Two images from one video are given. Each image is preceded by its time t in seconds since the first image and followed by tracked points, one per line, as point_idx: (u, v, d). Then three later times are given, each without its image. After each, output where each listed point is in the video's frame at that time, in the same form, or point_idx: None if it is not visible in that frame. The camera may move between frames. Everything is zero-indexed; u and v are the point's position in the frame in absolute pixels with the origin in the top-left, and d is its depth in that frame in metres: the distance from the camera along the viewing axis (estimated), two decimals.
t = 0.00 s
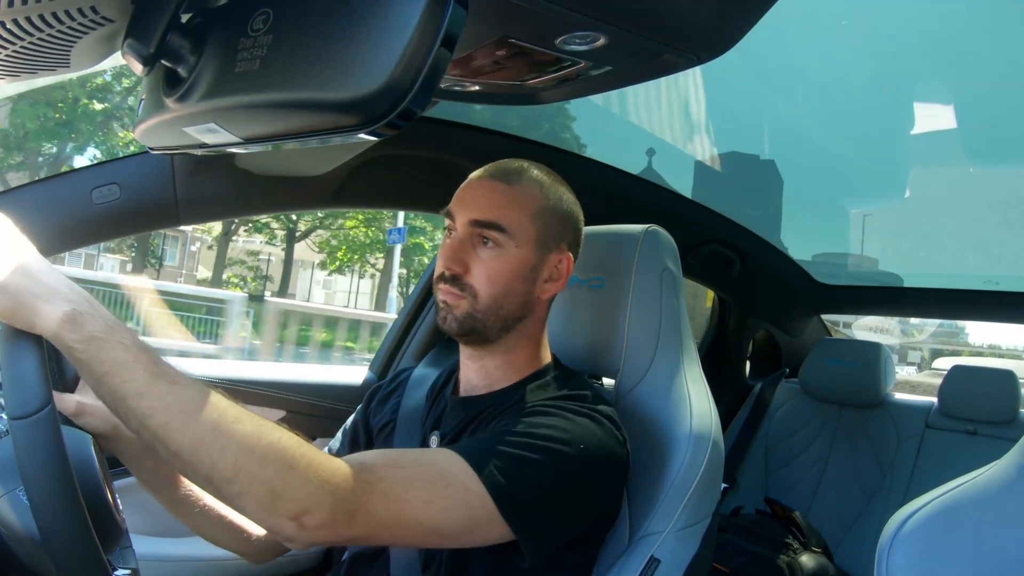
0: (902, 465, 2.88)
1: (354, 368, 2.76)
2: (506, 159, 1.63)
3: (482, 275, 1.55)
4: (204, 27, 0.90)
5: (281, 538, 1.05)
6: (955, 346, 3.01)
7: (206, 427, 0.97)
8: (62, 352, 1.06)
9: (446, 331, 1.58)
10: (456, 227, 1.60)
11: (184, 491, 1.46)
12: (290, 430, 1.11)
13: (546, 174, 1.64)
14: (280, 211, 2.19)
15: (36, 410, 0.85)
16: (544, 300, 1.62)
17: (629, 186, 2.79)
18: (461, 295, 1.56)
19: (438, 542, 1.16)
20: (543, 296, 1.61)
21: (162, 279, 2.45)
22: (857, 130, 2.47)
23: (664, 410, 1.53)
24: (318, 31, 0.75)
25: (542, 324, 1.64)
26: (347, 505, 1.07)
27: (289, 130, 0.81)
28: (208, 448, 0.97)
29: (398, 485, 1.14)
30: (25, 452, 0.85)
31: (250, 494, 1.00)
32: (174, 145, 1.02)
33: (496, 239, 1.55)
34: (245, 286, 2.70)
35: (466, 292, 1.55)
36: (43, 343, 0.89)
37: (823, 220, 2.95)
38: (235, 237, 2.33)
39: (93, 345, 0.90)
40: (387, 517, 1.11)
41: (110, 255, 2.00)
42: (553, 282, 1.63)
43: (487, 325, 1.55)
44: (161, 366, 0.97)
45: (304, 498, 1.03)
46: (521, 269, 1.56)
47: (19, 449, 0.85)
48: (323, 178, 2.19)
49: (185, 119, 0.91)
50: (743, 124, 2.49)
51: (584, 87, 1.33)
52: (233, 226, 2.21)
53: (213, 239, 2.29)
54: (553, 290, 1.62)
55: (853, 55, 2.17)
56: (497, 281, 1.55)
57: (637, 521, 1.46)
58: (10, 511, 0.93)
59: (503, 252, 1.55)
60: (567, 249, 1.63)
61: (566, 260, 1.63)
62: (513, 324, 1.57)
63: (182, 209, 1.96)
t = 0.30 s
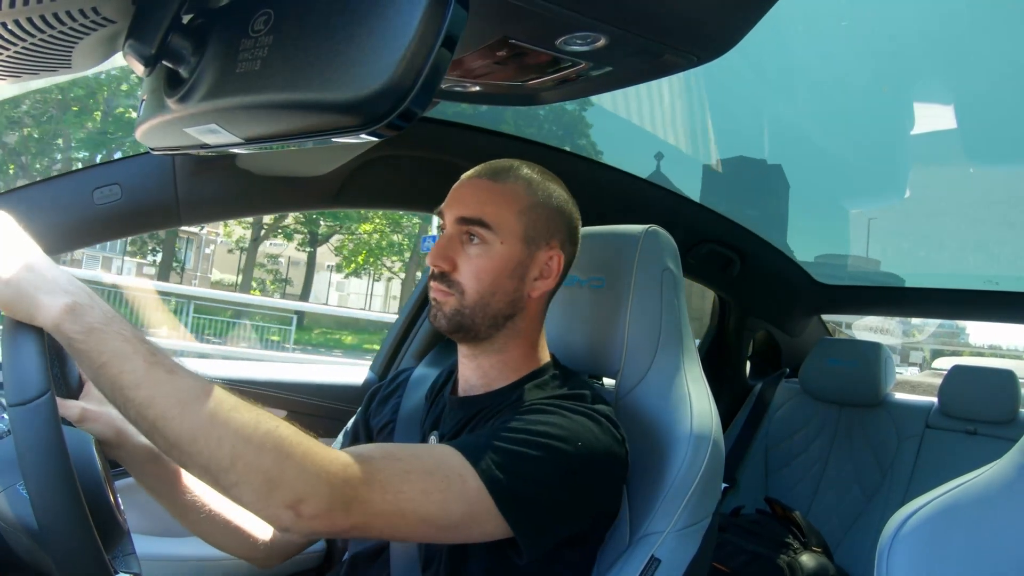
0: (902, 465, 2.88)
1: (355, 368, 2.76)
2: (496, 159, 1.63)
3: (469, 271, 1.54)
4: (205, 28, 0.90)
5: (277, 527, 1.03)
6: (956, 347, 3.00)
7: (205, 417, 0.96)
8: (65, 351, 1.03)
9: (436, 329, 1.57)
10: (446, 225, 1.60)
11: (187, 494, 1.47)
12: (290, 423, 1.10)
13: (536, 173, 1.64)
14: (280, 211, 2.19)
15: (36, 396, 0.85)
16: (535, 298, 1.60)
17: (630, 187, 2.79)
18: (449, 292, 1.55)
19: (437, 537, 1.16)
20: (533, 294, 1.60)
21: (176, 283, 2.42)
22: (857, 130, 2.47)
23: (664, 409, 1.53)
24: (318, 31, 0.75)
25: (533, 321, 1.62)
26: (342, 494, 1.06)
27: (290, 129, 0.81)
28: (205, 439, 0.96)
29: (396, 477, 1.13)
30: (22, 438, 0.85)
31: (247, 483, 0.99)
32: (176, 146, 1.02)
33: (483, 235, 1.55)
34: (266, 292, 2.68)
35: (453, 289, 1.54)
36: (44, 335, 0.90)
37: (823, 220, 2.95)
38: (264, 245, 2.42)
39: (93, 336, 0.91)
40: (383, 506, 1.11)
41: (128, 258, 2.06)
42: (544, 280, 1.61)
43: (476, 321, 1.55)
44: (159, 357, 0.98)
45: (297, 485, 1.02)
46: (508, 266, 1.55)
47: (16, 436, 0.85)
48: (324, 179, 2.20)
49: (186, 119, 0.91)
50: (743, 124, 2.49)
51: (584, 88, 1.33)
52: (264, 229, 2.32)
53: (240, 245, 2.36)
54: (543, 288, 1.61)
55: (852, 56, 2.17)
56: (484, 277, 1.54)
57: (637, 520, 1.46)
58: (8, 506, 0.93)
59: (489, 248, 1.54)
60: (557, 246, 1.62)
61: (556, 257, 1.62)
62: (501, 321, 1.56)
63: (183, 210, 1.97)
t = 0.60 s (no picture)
0: (903, 465, 2.88)
1: (357, 368, 2.76)
2: (494, 160, 1.64)
3: (466, 271, 1.54)
4: (207, 28, 0.90)
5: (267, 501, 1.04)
6: (956, 347, 3.00)
7: (201, 390, 0.98)
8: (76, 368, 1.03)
9: (435, 329, 1.57)
10: (444, 226, 1.61)
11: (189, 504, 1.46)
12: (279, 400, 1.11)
13: (533, 173, 1.64)
14: (281, 211, 2.19)
15: (30, 352, 0.85)
16: (533, 298, 1.60)
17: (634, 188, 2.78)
18: (446, 291, 1.55)
19: (427, 523, 1.17)
20: (531, 293, 1.60)
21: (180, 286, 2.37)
22: (858, 130, 2.47)
23: (665, 409, 1.53)
24: (320, 32, 0.75)
25: (531, 321, 1.62)
26: (333, 469, 1.08)
27: (291, 130, 0.81)
28: (199, 408, 0.97)
29: (383, 454, 1.14)
30: (15, 394, 0.84)
31: (238, 453, 1.00)
32: (179, 145, 1.02)
33: (480, 235, 1.55)
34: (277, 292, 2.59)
35: (451, 288, 1.55)
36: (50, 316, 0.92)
37: (824, 220, 2.95)
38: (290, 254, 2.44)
39: (98, 318, 0.93)
40: (371, 486, 1.11)
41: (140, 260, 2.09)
42: (542, 280, 1.61)
43: (473, 321, 1.55)
44: (159, 339, 0.99)
45: (286, 457, 1.03)
46: (505, 265, 1.55)
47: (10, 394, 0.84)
48: (326, 179, 2.20)
49: (188, 120, 0.91)
50: (743, 124, 2.49)
51: (585, 89, 1.33)
52: (290, 231, 2.37)
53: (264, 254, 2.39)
54: (541, 287, 1.60)
55: (851, 57, 2.18)
56: (481, 276, 1.54)
57: (638, 519, 1.46)
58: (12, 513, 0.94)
59: (485, 248, 1.54)
60: (554, 246, 1.62)
61: (554, 257, 1.61)
62: (499, 320, 1.56)
63: (185, 210, 1.97)
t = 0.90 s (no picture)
0: (903, 466, 2.88)
1: (359, 370, 2.77)
2: (494, 160, 1.64)
3: (465, 271, 1.54)
4: (209, 29, 0.90)
5: (267, 502, 1.04)
6: (956, 348, 3.00)
7: (200, 389, 0.98)
8: (78, 368, 1.02)
9: (435, 329, 1.58)
10: (444, 226, 1.61)
11: (190, 506, 1.47)
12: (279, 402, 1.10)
13: (532, 173, 1.64)
14: (283, 212, 2.19)
15: (33, 350, 0.86)
16: (532, 298, 1.60)
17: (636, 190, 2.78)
18: (446, 292, 1.55)
19: (425, 524, 1.17)
20: (530, 293, 1.60)
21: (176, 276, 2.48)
22: (859, 132, 2.47)
23: (666, 409, 1.53)
24: (321, 33, 0.75)
25: (531, 321, 1.62)
26: (331, 469, 1.08)
27: (291, 131, 0.82)
28: (198, 409, 0.97)
29: (383, 455, 1.14)
30: (16, 392, 0.85)
31: (239, 453, 1.00)
32: (181, 147, 1.03)
33: (480, 235, 1.55)
34: (296, 293, 2.97)
35: (451, 289, 1.55)
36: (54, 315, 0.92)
37: (825, 221, 2.95)
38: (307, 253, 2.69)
39: (101, 317, 0.93)
40: (371, 486, 1.12)
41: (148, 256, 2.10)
42: (542, 280, 1.61)
43: (473, 321, 1.55)
44: (161, 339, 0.99)
45: (285, 457, 1.03)
46: (505, 265, 1.55)
47: (12, 391, 0.85)
48: (327, 180, 2.21)
49: (190, 121, 0.91)
50: (744, 125, 2.49)
51: (587, 90, 1.33)
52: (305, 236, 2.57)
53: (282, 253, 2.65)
54: (541, 288, 1.60)
55: (852, 59, 2.18)
56: (481, 276, 1.54)
57: (640, 520, 1.46)
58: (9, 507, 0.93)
59: (485, 248, 1.55)
60: (554, 246, 1.62)
61: (553, 257, 1.61)
62: (499, 320, 1.56)
63: (186, 211, 1.97)
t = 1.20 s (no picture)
0: (903, 466, 2.88)
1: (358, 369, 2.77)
2: (492, 163, 1.64)
3: (467, 274, 1.55)
4: (210, 29, 0.90)
5: (285, 524, 1.04)
6: (955, 347, 3.01)
7: (213, 412, 0.97)
8: (71, 350, 1.02)
9: (440, 333, 1.58)
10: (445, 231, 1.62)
11: (193, 496, 1.48)
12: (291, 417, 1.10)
13: (531, 173, 1.64)
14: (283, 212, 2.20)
15: (40, 394, 0.84)
16: (535, 299, 1.60)
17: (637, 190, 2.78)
18: (448, 296, 1.56)
19: (440, 535, 1.17)
20: (533, 294, 1.60)
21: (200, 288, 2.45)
22: (860, 132, 2.47)
23: (667, 410, 1.53)
24: (321, 33, 0.76)
25: (535, 321, 1.62)
26: (351, 490, 1.07)
27: (293, 131, 0.82)
28: (213, 434, 0.97)
29: (404, 476, 1.14)
30: (23, 435, 0.84)
31: (255, 479, 0.99)
32: (182, 147, 1.03)
33: (480, 238, 1.56)
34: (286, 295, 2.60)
35: (453, 292, 1.56)
36: (50, 334, 0.88)
37: (825, 222, 2.95)
38: (325, 263, 2.59)
39: (99, 335, 0.92)
40: (392, 503, 1.12)
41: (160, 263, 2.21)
42: (544, 280, 1.61)
43: (477, 324, 1.55)
44: (167, 354, 0.97)
45: (305, 480, 1.03)
46: (505, 267, 1.55)
47: (18, 427, 0.84)
48: (328, 181, 2.21)
49: (191, 121, 0.92)
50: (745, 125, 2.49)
51: (588, 91, 1.33)
52: (323, 241, 2.50)
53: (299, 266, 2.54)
54: (543, 288, 1.61)
55: (853, 59, 2.18)
56: (482, 279, 1.55)
57: (640, 520, 1.46)
58: (12, 502, 0.93)
59: (485, 251, 1.55)
60: (555, 246, 1.62)
61: (555, 257, 1.61)
62: (502, 322, 1.56)
63: (186, 211, 1.97)
